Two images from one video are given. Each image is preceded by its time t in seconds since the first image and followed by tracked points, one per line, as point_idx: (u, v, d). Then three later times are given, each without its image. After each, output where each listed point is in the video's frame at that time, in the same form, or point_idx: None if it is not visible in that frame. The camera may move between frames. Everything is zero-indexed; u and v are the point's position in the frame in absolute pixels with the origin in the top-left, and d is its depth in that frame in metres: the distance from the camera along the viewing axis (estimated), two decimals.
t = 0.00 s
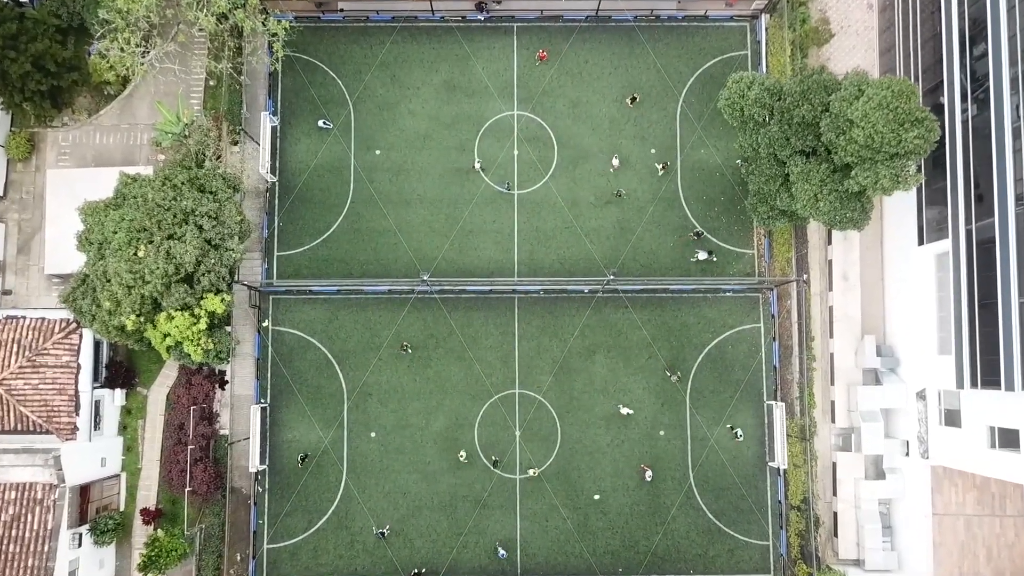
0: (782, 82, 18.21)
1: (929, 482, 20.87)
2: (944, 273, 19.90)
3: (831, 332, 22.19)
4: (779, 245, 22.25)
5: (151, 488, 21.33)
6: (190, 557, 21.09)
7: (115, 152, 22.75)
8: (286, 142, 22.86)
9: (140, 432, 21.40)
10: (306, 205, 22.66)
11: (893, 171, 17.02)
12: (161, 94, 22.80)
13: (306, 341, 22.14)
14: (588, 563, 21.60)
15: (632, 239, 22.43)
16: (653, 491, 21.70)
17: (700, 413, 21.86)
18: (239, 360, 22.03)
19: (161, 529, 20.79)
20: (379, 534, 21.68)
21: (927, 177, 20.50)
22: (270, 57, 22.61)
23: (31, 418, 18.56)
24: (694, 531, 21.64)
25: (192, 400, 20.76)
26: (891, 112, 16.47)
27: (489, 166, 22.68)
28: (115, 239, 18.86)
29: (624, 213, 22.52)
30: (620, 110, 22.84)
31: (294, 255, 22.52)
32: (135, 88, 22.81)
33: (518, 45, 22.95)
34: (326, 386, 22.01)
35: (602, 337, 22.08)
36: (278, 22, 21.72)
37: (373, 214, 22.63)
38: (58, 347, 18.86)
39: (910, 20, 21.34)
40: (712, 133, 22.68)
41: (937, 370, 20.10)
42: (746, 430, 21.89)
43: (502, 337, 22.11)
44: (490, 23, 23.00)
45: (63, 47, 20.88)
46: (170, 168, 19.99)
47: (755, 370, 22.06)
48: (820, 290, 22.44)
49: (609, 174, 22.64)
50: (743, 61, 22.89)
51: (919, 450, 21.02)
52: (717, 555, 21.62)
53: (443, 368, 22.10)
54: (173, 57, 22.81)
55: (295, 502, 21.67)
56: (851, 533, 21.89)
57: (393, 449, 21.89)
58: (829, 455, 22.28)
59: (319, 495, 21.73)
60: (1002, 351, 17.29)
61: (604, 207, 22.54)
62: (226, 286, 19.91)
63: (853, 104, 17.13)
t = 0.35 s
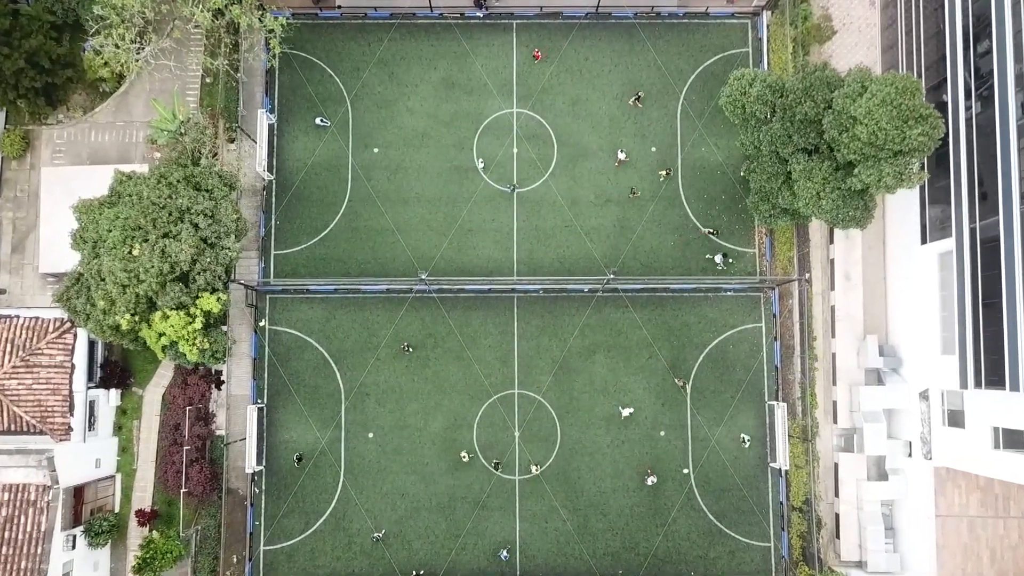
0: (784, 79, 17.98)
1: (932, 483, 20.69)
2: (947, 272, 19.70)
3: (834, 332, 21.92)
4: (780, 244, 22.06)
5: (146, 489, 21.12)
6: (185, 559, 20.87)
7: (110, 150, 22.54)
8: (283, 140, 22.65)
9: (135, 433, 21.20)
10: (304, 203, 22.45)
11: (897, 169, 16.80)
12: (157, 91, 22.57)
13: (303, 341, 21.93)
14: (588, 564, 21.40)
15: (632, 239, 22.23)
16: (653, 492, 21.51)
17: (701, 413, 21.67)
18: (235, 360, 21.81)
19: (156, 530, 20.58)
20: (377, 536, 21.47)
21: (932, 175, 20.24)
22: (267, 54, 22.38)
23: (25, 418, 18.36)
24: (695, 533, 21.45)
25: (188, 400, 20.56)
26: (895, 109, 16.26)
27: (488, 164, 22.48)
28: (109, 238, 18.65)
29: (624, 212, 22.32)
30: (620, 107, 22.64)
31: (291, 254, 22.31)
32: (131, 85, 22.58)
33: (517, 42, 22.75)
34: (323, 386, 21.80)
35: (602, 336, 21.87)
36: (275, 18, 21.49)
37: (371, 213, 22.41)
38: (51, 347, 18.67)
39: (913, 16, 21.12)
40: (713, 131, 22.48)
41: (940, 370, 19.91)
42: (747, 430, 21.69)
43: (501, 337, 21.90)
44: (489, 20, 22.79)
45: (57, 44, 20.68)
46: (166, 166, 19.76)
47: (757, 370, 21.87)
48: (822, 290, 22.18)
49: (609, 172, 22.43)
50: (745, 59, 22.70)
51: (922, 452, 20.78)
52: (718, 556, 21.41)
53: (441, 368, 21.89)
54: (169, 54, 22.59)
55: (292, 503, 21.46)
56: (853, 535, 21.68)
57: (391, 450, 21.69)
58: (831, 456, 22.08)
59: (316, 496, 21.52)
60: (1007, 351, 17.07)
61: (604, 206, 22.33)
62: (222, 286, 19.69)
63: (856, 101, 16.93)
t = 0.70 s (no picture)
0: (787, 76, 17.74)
1: (935, 484, 20.57)
2: (952, 271, 19.53)
3: (837, 332, 21.75)
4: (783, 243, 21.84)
5: (143, 490, 20.91)
6: (182, 561, 20.66)
7: (107, 148, 22.35)
8: (281, 138, 22.45)
9: (132, 433, 20.98)
10: (302, 202, 22.25)
11: (901, 167, 16.59)
12: (154, 89, 22.39)
13: (301, 341, 21.74)
14: (588, 566, 21.19)
15: (634, 237, 22.03)
16: (654, 494, 21.30)
17: (703, 413, 21.47)
18: (233, 360, 21.61)
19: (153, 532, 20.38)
20: (376, 537, 21.27)
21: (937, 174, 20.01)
22: (266, 52, 22.21)
23: (20, 419, 18.20)
24: (697, 534, 21.25)
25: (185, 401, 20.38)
26: (900, 106, 16.06)
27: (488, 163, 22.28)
28: (105, 237, 18.46)
29: (625, 210, 22.12)
30: (621, 105, 22.44)
31: (289, 253, 22.11)
32: (128, 83, 22.40)
33: (517, 40, 22.55)
34: (322, 386, 21.60)
35: (603, 336, 21.67)
36: (273, 15, 21.26)
37: (370, 211, 22.22)
38: (47, 347, 18.47)
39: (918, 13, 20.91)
40: (715, 129, 22.27)
41: (944, 369, 19.77)
42: (749, 431, 21.49)
43: (501, 337, 21.70)
44: (489, 18, 22.59)
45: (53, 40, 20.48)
46: (162, 164, 19.55)
47: (759, 370, 21.67)
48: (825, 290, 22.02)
49: (610, 171, 22.24)
50: (747, 56, 22.50)
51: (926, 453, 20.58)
52: (720, 558, 21.21)
53: (441, 368, 21.69)
54: (166, 51, 22.39)
55: (291, 505, 21.26)
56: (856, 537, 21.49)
57: (391, 451, 21.48)
58: (834, 457, 21.90)
59: (314, 497, 21.32)
60: (1014, 351, 16.86)
61: (605, 204, 22.14)
62: (219, 285, 19.50)
63: (859, 98, 16.72)
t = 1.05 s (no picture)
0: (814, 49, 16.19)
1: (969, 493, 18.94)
2: (986, 262, 17.88)
3: (861, 329, 20.36)
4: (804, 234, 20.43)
5: (115, 500, 19.41)
6: None
7: (78, 133, 20.85)
8: (265, 122, 20.94)
9: (103, 438, 19.46)
10: (288, 190, 20.75)
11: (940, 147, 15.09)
12: (129, 69, 20.91)
13: (287, 339, 20.24)
14: None
15: (644, 228, 20.55)
16: (666, 503, 19.83)
17: (718, 416, 20.00)
18: (213, 359, 20.11)
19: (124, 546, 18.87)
20: (367, 550, 19.78)
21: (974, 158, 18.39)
22: (250, 30, 20.76)
23: None
24: (711, 546, 19.78)
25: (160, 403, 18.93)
26: (942, 79, 14.56)
27: (487, 148, 20.79)
28: (71, 226, 16.97)
29: (634, 199, 20.64)
30: (630, 86, 20.96)
31: (274, 245, 20.61)
32: (101, 63, 20.93)
33: (519, 17, 21.06)
34: (309, 388, 20.10)
35: (611, 334, 20.19)
36: None
37: (361, 200, 20.72)
38: (9, 347, 17.39)
39: None
40: (731, 112, 20.81)
41: (978, 370, 18.15)
42: (767, 436, 20.03)
43: (502, 335, 20.22)
44: None
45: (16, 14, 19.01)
46: (134, 146, 18.02)
47: (778, 370, 20.21)
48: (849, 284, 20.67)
49: (618, 157, 20.76)
50: (764, 34, 21.02)
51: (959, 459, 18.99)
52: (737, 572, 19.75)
53: (437, 368, 20.20)
54: (143, 29, 20.92)
55: (276, 515, 19.77)
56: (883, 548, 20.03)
57: (383, 457, 19.99)
58: (859, 463, 20.54)
59: (300, 507, 19.83)
60: None
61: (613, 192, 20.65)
62: (195, 278, 18.01)
63: (896, 70, 15.19)
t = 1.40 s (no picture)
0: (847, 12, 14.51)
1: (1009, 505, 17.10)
2: None
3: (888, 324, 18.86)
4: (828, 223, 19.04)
5: (80, 510, 17.93)
6: None
7: (43, 112, 19.27)
8: (245, 101, 19.38)
9: (68, 443, 17.97)
10: (270, 175, 19.20)
11: (988, 120, 13.47)
12: (99, 44, 19.36)
13: (269, 335, 18.68)
14: None
15: (655, 215, 19.02)
16: (679, 513, 18.30)
17: (735, 419, 18.47)
18: (189, 358, 18.59)
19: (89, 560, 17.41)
20: (355, 563, 18.25)
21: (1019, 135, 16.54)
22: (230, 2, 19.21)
23: None
24: (728, 560, 18.26)
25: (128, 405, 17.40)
26: (993, 42, 12.98)
27: (485, 130, 19.24)
28: (26, 210, 15.48)
29: (644, 185, 19.11)
30: (640, 63, 19.42)
31: (255, 233, 19.04)
32: (69, 37, 19.38)
33: None
34: (292, 388, 18.55)
35: (620, 330, 18.66)
36: None
37: (350, 186, 19.16)
38: None
39: None
40: (748, 91, 19.27)
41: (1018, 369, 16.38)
42: (788, 440, 18.50)
43: (501, 331, 18.68)
44: None
45: None
46: (99, 123, 16.46)
47: (801, 369, 18.68)
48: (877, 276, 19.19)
49: (626, 139, 19.22)
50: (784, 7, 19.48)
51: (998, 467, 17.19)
52: None
53: (431, 367, 18.65)
54: (114, 1, 19.39)
55: (256, 526, 18.23)
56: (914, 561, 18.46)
57: (372, 464, 18.44)
58: (888, 468, 19.05)
59: (283, 517, 18.28)
60: None
61: (622, 177, 19.12)
62: (164, 268, 16.46)
63: (940, 35, 13.63)
